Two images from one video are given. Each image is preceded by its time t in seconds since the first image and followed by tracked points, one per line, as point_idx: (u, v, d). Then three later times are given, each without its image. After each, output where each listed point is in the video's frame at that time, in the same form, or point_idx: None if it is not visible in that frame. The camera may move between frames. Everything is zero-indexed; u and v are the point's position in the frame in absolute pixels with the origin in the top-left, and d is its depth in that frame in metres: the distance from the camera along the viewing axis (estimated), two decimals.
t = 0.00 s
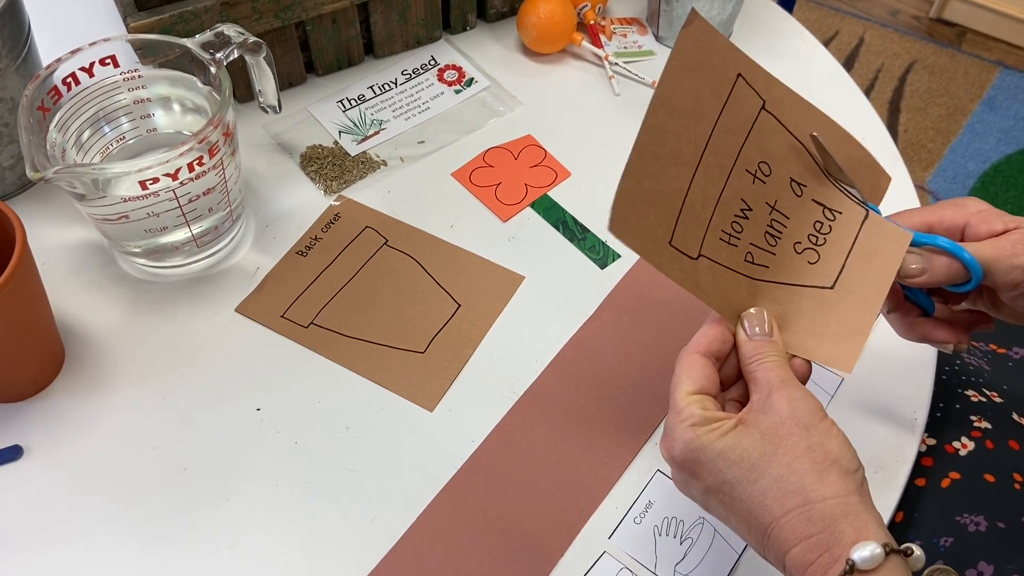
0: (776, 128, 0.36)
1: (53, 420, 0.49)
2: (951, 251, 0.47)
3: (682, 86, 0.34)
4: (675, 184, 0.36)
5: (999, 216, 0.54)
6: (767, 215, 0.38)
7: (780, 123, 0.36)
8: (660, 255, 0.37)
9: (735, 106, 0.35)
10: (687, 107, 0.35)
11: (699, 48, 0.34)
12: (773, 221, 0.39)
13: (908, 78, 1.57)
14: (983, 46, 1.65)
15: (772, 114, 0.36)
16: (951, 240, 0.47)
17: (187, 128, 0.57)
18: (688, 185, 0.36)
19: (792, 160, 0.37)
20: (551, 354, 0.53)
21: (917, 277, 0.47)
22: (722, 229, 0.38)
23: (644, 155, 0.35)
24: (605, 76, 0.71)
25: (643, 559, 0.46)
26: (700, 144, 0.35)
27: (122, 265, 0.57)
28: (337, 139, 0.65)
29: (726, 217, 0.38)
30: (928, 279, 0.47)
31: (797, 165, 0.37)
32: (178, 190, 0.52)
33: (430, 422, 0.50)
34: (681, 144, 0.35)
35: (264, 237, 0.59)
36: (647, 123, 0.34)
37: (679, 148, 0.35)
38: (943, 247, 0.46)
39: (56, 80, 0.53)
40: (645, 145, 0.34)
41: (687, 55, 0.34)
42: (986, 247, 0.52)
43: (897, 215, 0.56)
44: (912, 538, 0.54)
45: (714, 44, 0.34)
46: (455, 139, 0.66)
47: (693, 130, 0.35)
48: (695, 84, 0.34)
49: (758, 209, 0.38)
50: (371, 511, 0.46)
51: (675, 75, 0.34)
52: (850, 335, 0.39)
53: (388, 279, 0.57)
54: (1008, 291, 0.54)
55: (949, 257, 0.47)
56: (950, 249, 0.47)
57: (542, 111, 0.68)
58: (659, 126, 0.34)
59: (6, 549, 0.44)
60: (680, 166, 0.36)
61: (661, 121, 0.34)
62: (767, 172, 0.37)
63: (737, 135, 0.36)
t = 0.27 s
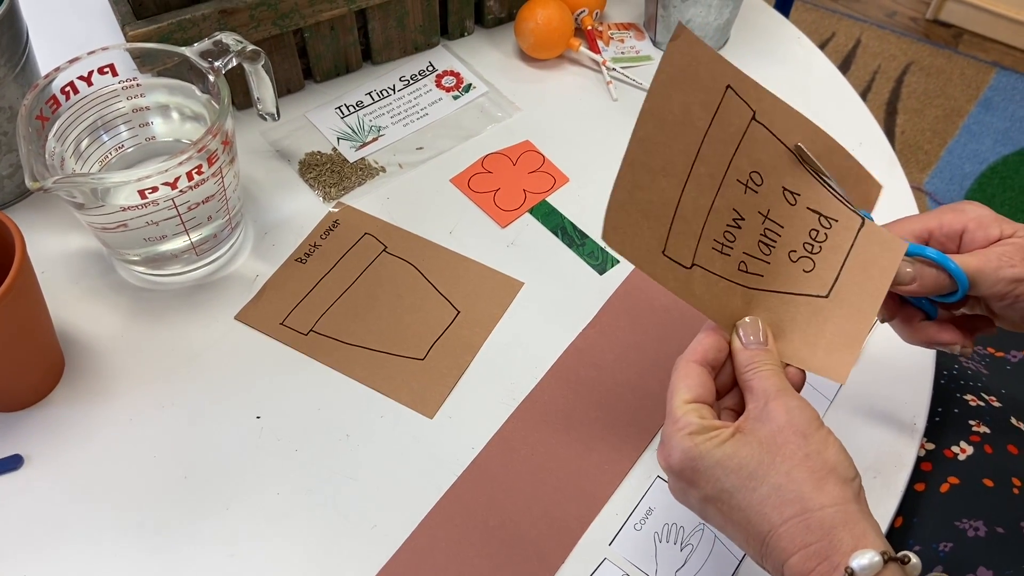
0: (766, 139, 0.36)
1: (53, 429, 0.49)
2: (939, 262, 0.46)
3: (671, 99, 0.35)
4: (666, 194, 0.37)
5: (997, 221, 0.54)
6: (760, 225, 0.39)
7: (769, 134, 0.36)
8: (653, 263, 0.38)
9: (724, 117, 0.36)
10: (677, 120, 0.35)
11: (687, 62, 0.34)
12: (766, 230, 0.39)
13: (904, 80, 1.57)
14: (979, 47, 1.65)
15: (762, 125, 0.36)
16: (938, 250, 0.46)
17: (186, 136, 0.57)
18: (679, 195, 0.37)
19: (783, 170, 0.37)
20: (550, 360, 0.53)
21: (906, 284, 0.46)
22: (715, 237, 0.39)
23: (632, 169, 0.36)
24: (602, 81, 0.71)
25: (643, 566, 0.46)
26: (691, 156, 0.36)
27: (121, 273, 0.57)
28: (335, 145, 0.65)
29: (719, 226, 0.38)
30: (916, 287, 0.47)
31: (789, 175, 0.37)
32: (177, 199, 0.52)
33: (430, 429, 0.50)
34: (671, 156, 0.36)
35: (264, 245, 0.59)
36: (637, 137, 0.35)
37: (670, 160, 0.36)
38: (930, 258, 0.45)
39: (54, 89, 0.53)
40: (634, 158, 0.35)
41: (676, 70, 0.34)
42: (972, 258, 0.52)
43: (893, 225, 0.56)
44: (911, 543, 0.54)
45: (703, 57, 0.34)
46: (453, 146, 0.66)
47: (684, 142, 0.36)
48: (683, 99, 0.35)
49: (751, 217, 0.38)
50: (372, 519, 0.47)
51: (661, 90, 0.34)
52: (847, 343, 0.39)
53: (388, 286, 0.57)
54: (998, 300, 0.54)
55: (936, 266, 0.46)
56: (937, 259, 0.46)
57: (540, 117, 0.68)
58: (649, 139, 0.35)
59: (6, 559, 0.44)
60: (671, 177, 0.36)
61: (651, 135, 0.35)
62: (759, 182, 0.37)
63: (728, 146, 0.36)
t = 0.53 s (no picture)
0: (801, 151, 0.39)
1: (63, 435, 0.49)
2: (957, 255, 0.47)
3: (723, 93, 0.35)
4: (711, 186, 0.36)
5: (1004, 218, 0.54)
6: (788, 232, 0.39)
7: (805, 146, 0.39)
8: (693, 254, 0.37)
9: (768, 121, 0.38)
10: (726, 114, 0.36)
11: (739, 60, 0.36)
12: (793, 238, 0.40)
13: (905, 80, 1.57)
14: (979, 47, 1.65)
15: (799, 137, 0.39)
16: (957, 243, 0.47)
17: (193, 141, 0.57)
18: (723, 189, 0.37)
19: (813, 184, 0.39)
20: (559, 364, 0.53)
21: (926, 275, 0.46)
22: (746, 240, 0.39)
23: (688, 151, 0.35)
24: (608, 84, 0.71)
25: (655, 570, 0.46)
26: (735, 152, 0.36)
27: (129, 278, 0.57)
28: (342, 149, 0.65)
29: (750, 229, 0.38)
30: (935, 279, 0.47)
31: (818, 188, 0.39)
32: (186, 205, 0.52)
33: (440, 434, 0.50)
34: (718, 148, 0.36)
35: (271, 249, 0.59)
36: (693, 121, 0.34)
37: (717, 151, 0.36)
38: (949, 251, 0.46)
39: (62, 95, 0.53)
40: (689, 143, 0.34)
41: (730, 63, 0.35)
42: (991, 250, 0.51)
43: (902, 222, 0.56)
44: (923, 546, 0.54)
45: (755, 60, 0.37)
46: (460, 149, 0.66)
47: (729, 137, 0.36)
48: (734, 93, 0.36)
49: (780, 225, 0.39)
50: (383, 524, 0.46)
51: (717, 80, 0.35)
52: (868, 353, 0.39)
53: (396, 290, 0.57)
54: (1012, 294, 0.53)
55: (956, 259, 0.47)
56: (957, 252, 0.46)
57: (546, 120, 0.68)
58: (701, 125, 0.35)
59: (17, 566, 0.44)
60: (716, 169, 0.36)
61: (704, 121, 0.35)
62: (791, 191, 0.39)
63: (767, 150, 0.38)
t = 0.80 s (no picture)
0: (816, 151, 0.38)
1: (70, 439, 0.49)
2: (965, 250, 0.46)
3: (737, 98, 0.37)
4: (725, 190, 0.39)
5: (1011, 219, 0.54)
6: (804, 234, 0.40)
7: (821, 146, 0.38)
8: (706, 254, 0.41)
9: (782, 124, 0.38)
10: (742, 119, 0.38)
11: (753, 66, 0.37)
12: (808, 240, 0.40)
13: (904, 81, 1.58)
14: (978, 47, 1.66)
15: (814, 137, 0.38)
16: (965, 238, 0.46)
17: (199, 145, 0.57)
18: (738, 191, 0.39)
19: (830, 184, 0.39)
20: (565, 367, 0.53)
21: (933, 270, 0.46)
22: (763, 241, 0.40)
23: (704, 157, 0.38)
24: (611, 87, 0.72)
25: (663, 572, 0.46)
26: (750, 155, 0.39)
27: (134, 282, 0.57)
28: (346, 153, 0.65)
29: (766, 230, 0.40)
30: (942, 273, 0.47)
31: (834, 189, 0.39)
32: (192, 209, 0.53)
33: (447, 437, 0.50)
34: (732, 152, 0.38)
35: (276, 253, 0.59)
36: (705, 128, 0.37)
37: (731, 155, 0.38)
38: (956, 246, 0.46)
39: (67, 100, 0.53)
40: (702, 149, 0.38)
41: (745, 70, 0.37)
42: (998, 247, 0.51)
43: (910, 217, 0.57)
44: (930, 547, 0.55)
45: (767, 64, 0.37)
46: (464, 152, 0.66)
47: (743, 141, 0.38)
48: (750, 97, 0.38)
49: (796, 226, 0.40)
50: (391, 527, 0.47)
51: (730, 86, 0.37)
52: (886, 355, 0.39)
53: (401, 294, 0.57)
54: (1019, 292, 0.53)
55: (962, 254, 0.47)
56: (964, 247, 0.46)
57: (550, 123, 0.69)
58: (714, 132, 0.38)
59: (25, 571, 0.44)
60: (730, 174, 0.39)
61: (715, 128, 0.38)
62: (805, 192, 0.39)
63: (781, 152, 0.39)
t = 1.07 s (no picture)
0: (813, 154, 0.38)
1: (69, 443, 0.49)
2: (960, 251, 0.46)
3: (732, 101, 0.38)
4: (720, 192, 0.40)
5: (1014, 214, 0.54)
6: (803, 237, 0.40)
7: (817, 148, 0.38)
8: (702, 256, 0.41)
9: (777, 127, 0.38)
10: (737, 122, 0.38)
11: (747, 69, 0.37)
12: (807, 243, 0.40)
13: (902, 81, 1.58)
14: (976, 47, 1.66)
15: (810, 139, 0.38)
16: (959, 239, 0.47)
17: (198, 148, 0.57)
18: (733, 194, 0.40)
19: (829, 186, 0.38)
20: (565, 369, 0.53)
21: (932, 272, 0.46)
22: (761, 243, 0.41)
23: (697, 159, 0.39)
24: (610, 89, 0.72)
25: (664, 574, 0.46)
26: (745, 158, 0.39)
27: (133, 285, 0.57)
28: (345, 155, 0.65)
29: (763, 232, 0.40)
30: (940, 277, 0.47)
31: (834, 191, 0.38)
32: (192, 212, 0.53)
33: (447, 440, 0.50)
34: (727, 155, 0.39)
35: (275, 256, 0.59)
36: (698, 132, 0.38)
37: (726, 158, 0.39)
38: (951, 248, 0.46)
39: (66, 103, 0.53)
40: (695, 153, 0.39)
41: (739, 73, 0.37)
42: (998, 248, 0.51)
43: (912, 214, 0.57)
44: (930, 548, 0.55)
45: (762, 67, 0.37)
46: (463, 154, 0.66)
47: (738, 144, 0.39)
48: (744, 100, 0.38)
49: (794, 229, 0.40)
50: (391, 530, 0.46)
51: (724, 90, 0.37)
52: (883, 358, 0.39)
53: (401, 296, 0.57)
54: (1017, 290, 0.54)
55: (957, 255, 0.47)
56: (958, 248, 0.46)
57: (549, 125, 0.69)
58: (708, 137, 0.38)
59: None
60: (725, 177, 0.39)
61: (710, 132, 0.38)
62: (803, 195, 0.39)
63: (776, 155, 0.39)
